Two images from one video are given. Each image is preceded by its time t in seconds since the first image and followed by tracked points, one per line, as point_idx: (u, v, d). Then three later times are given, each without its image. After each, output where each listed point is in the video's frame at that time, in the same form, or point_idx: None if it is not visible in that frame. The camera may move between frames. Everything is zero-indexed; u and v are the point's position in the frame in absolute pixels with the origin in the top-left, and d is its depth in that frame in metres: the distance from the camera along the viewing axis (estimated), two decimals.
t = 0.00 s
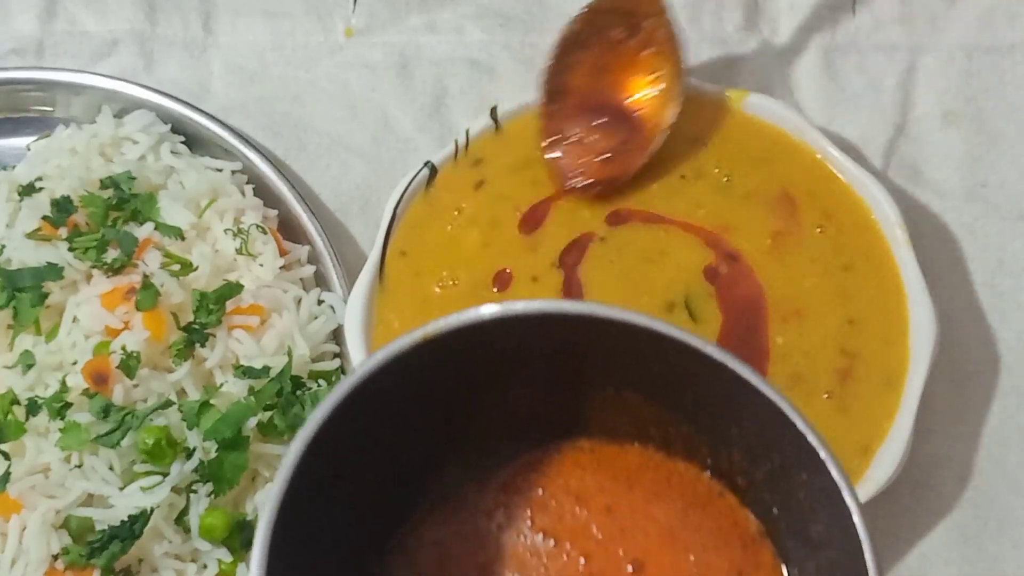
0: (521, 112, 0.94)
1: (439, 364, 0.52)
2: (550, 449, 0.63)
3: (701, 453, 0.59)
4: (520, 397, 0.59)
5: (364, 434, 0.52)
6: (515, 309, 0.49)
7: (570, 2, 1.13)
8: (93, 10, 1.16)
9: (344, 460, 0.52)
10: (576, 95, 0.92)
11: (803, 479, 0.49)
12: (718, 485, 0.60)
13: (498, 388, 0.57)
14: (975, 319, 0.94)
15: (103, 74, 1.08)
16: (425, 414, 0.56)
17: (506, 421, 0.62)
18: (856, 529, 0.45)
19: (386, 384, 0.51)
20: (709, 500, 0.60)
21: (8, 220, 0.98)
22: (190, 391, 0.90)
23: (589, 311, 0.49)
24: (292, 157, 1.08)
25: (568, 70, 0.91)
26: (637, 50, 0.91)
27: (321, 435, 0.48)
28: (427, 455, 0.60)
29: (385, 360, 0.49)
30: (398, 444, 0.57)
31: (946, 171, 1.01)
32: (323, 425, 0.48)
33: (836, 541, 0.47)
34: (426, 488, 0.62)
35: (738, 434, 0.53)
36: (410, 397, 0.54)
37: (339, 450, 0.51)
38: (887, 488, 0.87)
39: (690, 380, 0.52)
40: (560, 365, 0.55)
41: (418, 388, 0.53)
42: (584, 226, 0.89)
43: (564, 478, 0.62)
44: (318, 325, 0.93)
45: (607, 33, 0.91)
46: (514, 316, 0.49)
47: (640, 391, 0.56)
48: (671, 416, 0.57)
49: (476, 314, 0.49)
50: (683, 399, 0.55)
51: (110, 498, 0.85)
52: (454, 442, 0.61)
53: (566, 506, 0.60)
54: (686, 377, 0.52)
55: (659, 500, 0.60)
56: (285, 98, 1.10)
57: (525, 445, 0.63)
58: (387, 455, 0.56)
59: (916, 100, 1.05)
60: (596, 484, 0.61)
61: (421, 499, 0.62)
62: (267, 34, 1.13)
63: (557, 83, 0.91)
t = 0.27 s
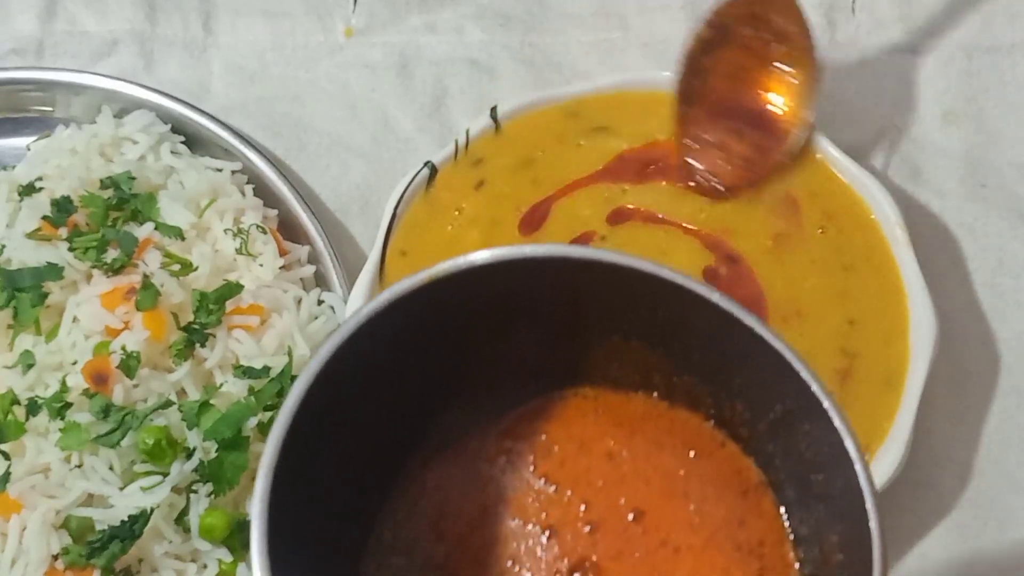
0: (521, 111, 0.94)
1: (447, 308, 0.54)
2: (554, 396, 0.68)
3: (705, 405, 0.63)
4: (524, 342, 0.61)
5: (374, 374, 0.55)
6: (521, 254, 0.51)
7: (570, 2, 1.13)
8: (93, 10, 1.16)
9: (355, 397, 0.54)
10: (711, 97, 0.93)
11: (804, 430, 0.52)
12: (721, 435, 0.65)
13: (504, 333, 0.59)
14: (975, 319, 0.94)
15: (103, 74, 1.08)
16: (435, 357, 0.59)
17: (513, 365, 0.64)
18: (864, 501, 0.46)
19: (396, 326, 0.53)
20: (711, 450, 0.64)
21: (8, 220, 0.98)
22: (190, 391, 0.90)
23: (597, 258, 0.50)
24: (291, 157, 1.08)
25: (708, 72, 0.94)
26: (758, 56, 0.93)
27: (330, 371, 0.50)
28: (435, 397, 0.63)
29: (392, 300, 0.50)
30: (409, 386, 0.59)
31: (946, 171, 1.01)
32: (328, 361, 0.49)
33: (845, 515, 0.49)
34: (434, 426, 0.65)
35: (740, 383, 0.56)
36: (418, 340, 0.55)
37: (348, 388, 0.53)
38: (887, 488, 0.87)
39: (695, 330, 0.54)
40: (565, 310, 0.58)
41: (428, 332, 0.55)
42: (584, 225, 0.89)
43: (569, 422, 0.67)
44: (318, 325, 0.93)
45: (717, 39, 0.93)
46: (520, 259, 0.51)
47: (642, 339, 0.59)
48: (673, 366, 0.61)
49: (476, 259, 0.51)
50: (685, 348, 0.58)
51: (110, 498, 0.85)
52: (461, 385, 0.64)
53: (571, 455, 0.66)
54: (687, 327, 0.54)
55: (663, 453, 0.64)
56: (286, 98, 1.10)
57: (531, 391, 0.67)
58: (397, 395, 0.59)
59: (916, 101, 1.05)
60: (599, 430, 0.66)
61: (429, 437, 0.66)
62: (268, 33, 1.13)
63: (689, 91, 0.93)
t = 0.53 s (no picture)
0: (522, 111, 0.93)
1: (452, 314, 0.56)
2: (561, 397, 0.71)
3: (710, 409, 0.66)
4: (527, 344, 0.63)
5: (382, 377, 0.56)
6: (524, 259, 0.52)
7: (570, 2, 1.13)
8: (93, 10, 1.16)
9: (364, 400, 0.56)
10: (804, 214, 0.85)
11: (809, 435, 0.53)
12: (727, 439, 0.67)
13: (507, 336, 0.61)
14: (975, 319, 0.94)
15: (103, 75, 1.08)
16: (441, 360, 0.61)
17: (519, 368, 0.66)
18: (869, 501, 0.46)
19: (402, 331, 0.54)
20: (716, 451, 0.68)
21: (8, 220, 0.98)
22: (190, 391, 0.90)
23: (598, 264, 0.51)
24: (292, 157, 1.08)
25: (804, 186, 0.86)
26: (852, 167, 0.85)
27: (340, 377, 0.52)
28: (442, 397, 0.65)
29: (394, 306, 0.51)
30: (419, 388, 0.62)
31: (946, 171, 1.01)
32: (335, 365, 0.50)
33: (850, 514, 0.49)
34: (441, 426, 0.68)
35: (746, 390, 0.58)
36: (424, 344, 0.57)
37: (357, 391, 0.55)
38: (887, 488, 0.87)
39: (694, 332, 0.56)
40: (568, 313, 0.60)
41: (433, 336, 0.57)
42: (585, 224, 0.89)
43: (575, 424, 0.70)
44: (318, 325, 0.93)
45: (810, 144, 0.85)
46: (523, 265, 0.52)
47: (644, 341, 0.61)
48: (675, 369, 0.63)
49: (476, 265, 0.51)
50: (685, 350, 0.60)
51: (110, 498, 0.85)
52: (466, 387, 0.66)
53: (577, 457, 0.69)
54: (689, 332, 0.56)
55: (670, 456, 0.68)
56: (286, 98, 1.10)
57: (535, 391, 0.70)
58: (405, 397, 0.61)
59: (916, 101, 1.05)
60: (606, 433, 0.69)
61: (437, 436, 0.68)
62: (268, 34, 1.13)
63: (772, 236, 0.86)
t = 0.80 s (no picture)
0: (522, 111, 0.94)
1: (451, 366, 0.54)
2: (560, 450, 0.66)
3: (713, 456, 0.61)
4: (526, 395, 0.60)
5: (378, 439, 0.54)
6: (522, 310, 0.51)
7: (570, 2, 1.13)
8: (93, 10, 1.16)
9: (358, 464, 0.53)
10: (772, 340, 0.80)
11: (814, 481, 0.52)
12: (731, 487, 0.63)
13: (506, 387, 0.58)
14: (975, 319, 0.95)
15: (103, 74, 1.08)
16: (436, 416, 0.57)
17: (516, 422, 0.63)
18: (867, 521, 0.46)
19: (398, 388, 0.52)
20: (720, 500, 0.63)
21: (8, 220, 0.98)
22: (190, 391, 0.90)
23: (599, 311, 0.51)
24: (292, 157, 1.08)
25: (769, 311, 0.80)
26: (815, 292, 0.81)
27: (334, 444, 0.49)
28: (437, 457, 0.61)
29: (395, 363, 0.50)
30: (409, 447, 0.58)
31: (946, 171, 1.01)
32: (334, 428, 0.49)
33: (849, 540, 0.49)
34: (435, 488, 0.63)
35: (748, 432, 0.56)
36: (420, 399, 0.55)
37: (353, 455, 0.52)
38: (887, 488, 0.87)
39: (700, 382, 0.54)
40: (568, 363, 0.57)
41: (428, 392, 0.54)
42: (585, 224, 0.89)
43: (575, 478, 0.65)
44: (317, 325, 0.93)
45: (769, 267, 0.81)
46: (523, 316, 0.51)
47: (648, 388, 0.58)
48: (681, 416, 0.59)
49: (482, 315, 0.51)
50: (693, 398, 0.57)
51: (110, 498, 0.85)
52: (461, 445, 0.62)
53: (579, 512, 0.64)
54: (695, 378, 0.54)
55: (671, 509, 0.63)
56: (286, 98, 1.10)
57: (534, 446, 0.65)
58: (400, 457, 0.57)
59: (916, 101, 1.05)
60: (607, 485, 0.64)
61: (431, 499, 0.63)
62: (268, 34, 1.13)
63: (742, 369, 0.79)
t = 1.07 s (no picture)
0: (522, 111, 0.94)
1: (450, 414, 0.53)
2: (560, 498, 0.64)
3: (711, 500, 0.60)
4: (527, 443, 0.59)
5: (374, 493, 0.52)
6: (521, 360, 0.50)
7: (570, 2, 1.13)
8: (93, 10, 1.16)
9: (354, 519, 0.52)
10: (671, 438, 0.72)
11: (814, 518, 0.50)
12: (732, 532, 0.62)
13: (505, 435, 0.57)
14: (975, 318, 0.95)
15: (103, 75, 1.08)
16: (435, 466, 0.56)
17: (516, 470, 0.61)
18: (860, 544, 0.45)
19: (397, 438, 0.51)
20: (721, 544, 0.62)
21: (8, 220, 0.98)
22: (190, 391, 0.90)
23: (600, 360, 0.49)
24: (292, 157, 1.08)
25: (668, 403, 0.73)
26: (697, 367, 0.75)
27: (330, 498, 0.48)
28: (436, 508, 0.59)
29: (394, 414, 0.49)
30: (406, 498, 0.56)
31: (946, 171, 1.01)
32: (334, 479, 0.48)
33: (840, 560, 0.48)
34: (434, 539, 0.61)
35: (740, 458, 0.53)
36: (418, 449, 0.53)
37: (349, 509, 0.51)
38: (887, 488, 0.87)
39: (700, 429, 0.53)
40: (569, 412, 0.55)
41: (425, 443, 0.53)
42: (585, 224, 0.89)
43: (574, 526, 0.64)
44: (317, 325, 0.93)
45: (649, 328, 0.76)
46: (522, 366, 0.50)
47: (651, 436, 0.57)
48: (682, 460, 0.58)
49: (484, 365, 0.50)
50: (694, 444, 0.55)
51: (111, 498, 0.85)
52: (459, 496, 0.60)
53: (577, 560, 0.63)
54: (697, 423, 0.52)
55: (672, 556, 0.62)
56: (286, 98, 1.10)
57: (535, 493, 0.64)
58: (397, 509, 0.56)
59: (916, 101, 1.05)
60: (607, 532, 0.64)
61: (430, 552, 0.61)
62: (268, 34, 1.13)
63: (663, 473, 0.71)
